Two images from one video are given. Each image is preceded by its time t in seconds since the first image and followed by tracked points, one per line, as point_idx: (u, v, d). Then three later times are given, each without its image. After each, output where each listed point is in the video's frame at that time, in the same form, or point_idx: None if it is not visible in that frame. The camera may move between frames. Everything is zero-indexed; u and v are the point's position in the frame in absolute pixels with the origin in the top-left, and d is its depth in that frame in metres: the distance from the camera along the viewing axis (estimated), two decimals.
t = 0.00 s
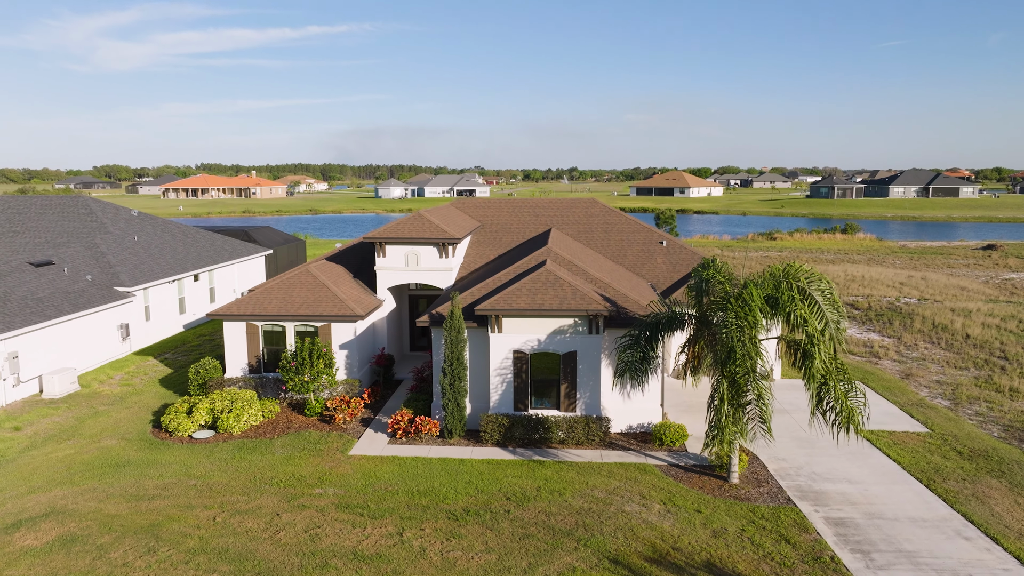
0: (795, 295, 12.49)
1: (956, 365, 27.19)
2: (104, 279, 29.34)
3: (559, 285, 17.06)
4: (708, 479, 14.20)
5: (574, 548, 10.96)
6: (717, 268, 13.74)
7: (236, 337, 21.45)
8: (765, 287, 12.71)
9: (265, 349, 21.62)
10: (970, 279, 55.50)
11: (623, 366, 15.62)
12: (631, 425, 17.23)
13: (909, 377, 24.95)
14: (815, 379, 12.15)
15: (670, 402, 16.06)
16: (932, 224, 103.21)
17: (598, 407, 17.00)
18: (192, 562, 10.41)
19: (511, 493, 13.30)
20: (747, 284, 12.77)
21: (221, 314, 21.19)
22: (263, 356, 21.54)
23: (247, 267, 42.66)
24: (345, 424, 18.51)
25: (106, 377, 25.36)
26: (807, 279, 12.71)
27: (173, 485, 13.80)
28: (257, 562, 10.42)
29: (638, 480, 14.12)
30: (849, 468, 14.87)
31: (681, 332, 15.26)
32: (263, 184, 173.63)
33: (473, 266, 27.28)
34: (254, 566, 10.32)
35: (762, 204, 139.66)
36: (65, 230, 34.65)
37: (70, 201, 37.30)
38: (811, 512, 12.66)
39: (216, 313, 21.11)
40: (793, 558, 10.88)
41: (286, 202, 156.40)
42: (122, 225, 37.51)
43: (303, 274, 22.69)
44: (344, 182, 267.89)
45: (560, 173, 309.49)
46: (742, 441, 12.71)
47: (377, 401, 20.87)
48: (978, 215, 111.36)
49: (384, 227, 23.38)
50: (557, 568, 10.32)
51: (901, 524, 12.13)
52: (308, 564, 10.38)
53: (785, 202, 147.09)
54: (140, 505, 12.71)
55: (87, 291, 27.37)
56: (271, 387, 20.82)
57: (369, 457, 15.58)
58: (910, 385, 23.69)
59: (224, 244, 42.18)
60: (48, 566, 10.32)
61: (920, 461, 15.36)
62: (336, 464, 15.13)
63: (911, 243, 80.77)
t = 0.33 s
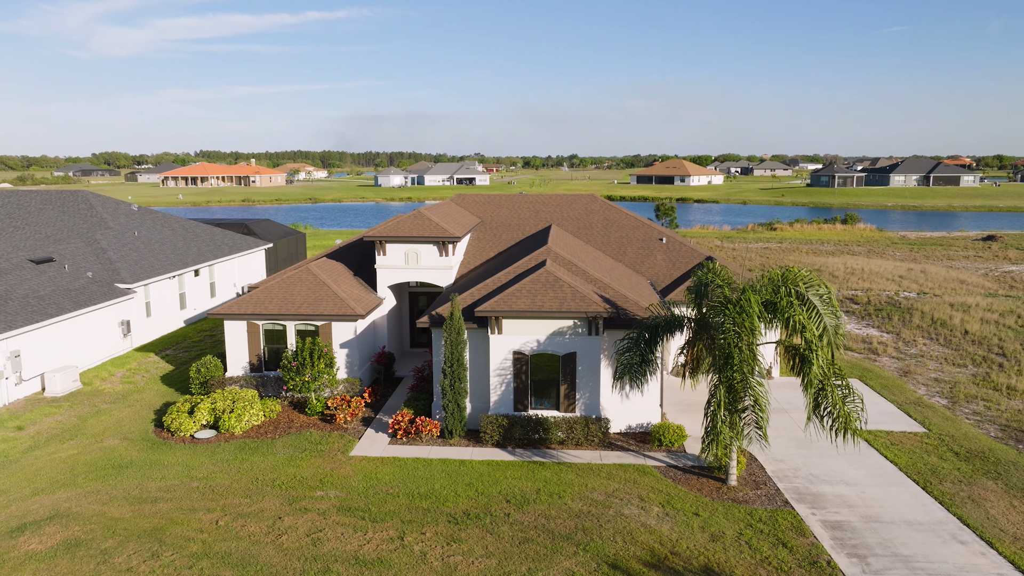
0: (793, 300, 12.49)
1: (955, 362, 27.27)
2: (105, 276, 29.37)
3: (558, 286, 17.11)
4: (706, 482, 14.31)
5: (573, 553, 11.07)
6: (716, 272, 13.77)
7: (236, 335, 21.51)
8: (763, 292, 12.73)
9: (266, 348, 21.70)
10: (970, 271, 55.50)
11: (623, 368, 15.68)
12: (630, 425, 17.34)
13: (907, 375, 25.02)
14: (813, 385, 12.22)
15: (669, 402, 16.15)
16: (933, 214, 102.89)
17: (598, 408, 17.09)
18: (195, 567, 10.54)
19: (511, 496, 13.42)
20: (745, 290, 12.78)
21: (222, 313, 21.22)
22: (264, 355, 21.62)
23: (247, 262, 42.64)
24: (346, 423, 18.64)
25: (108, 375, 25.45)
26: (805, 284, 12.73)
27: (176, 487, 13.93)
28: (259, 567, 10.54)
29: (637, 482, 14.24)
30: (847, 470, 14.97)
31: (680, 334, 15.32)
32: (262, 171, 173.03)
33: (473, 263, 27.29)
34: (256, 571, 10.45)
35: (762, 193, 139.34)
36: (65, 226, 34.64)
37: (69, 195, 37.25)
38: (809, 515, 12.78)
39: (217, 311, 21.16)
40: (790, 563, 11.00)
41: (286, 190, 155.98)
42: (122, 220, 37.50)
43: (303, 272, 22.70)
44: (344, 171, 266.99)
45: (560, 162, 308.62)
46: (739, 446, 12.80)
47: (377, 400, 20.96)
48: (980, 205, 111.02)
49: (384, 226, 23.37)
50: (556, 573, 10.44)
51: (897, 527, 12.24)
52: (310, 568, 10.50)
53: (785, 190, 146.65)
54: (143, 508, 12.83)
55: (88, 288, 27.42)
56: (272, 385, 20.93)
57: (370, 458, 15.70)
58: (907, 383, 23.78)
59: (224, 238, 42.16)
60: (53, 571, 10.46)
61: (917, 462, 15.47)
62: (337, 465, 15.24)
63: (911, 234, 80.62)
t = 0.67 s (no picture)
0: (791, 306, 12.56)
1: (952, 359, 27.36)
2: (105, 272, 29.41)
3: (558, 287, 17.20)
4: (704, 484, 14.42)
5: (572, 558, 11.19)
6: (715, 275, 13.82)
7: (237, 334, 21.59)
8: (761, 298, 12.81)
9: (267, 347, 21.79)
10: (970, 264, 55.52)
11: (622, 370, 15.77)
12: (629, 426, 17.46)
13: (905, 372, 25.10)
14: (810, 391, 12.30)
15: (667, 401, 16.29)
16: (934, 204, 102.64)
17: (596, 409, 17.20)
18: (198, 572, 10.67)
19: (510, 498, 13.56)
20: (744, 295, 12.86)
21: (223, 312, 21.28)
22: (264, 354, 21.72)
23: (247, 256, 42.63)
24: (347, 422, 18.74)
25: (110, 372, 25.55)
26: (803, 289, 12.81)
27: (178, 489, 14.05)
28: (261, 572, 10.68)
29: (636, 484, 14.38)
30: (843, 471, 15.08)
31: (679, 337, 15.37)
32: (262, 160, 172.49)
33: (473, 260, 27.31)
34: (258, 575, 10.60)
35: (763, 182, 138.81)
36: (65, 221, 34.63)
37: (69, 190, 37.20)
38: (805, 517, 12.90)
39: (218, 311, 21.21)
40: (786, 567, 11.12)
41: (285, 178, 155.55)
42: (122, 215, 37.48)
43: (304, 271, 22.72)
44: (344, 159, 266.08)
45: (560, 151, 307.54)
46: (734, 451, 12.92)
47: (377, 399, 21.03)
48: (980, 194, 110.81)
49: (384, 224, 23.40)
50: None
51: (893, 531, 12.37)
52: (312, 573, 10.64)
53: (786, 179, 146.22)
54: (147, 511, 12.95)
55: (89, 285, 27.46)
56: (273, 384, 21.07)
57: (371, 458, 15.82)
58: (905, 381, 23.88)
59: (224, 232, 42.11)
60: None
61: (914, 463, 15.59)
62: (338, 466, 15.37)
63: (911, 225, 80.54)
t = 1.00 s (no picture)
0: (790, 310, 12.66)
1: (950, 355, 27.46)
2: (106, 268, 29.45)
3: (558, 288, 17.27)
4: (701, 485, 14.56)
5: (571, 561, 11.35)
6: (714, 278, 13.88)
7: (239, 332, 21.69)
8: (759, 302, 12.91)
9: (269, 345, 21.90)
10: (969, 255, 55.49)
11: (621, 371, 15.88)
12: (628, 425, 17.60)
13: (903, 369, 25.20)
14: (806, 395, 12.41)
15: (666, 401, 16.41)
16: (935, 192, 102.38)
17: (595, 409, 17.32)
18: None
19: (510, 499, 13.71)
20: (741, 299, 12.97)
21: (223, 311, 21.34)
22: (266, 352, 21.85)
23: (247, 249, 42.62)
24: (348, 421, 18.87)
25: (112, 368, 25.66)
26: (801, 293, 12.91)
27: (182, 490, 14.20)
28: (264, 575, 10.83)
29: (634, 484, 14.53)
30: (840, 471, 15.22)
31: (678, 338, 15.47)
32: (261, 147, 171.75)
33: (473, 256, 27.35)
34: None
35: (763, 169, 138.36)
36: (65, 216, 34.60)
37: (69, 184, 37.14)
38: (802, 519, 13.05)
39: (219, 309, 21.26)
40: (782, 569, 11.29)
41: (284, 165, 154.95)
42: (122, 210, 37.44)
43: (304, 269, 22.75)
44: (343, 146, 265.03)
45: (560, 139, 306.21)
46: (731, 454, 13.06)
47: (378, 397, 21.14)
48: (981, 182, 110.40)
49: (384, 222, 23.41)
50: None
51: (889, 532, 12.52)
52: None
53: (787, 166, 145.59)
54: (151, 513, 13.09)
55: (90, 282, 27.50)
56: (274, 381, 21.23)
57: (373, 459, 15.94)
58: (903, 378, 23.98)
59: (224, 225, 42.06)
60: None
61: (910, 463, 15.74)
62: (339, 466, 15.50)
63: (911, 214, 80.31)
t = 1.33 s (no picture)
0: (786, 314, 12.74)
1: (947, 351, 27.59)
2: (107, 264, 29.47)
3: (558, 289, 17.34)
4: (699, 485, 14.70)
5: (570, 564, 11.51)
6: (713, 281, 13.92)
7: (240, 330, 21.79)
8: (756, 307, 12.97)
9: (270, 342, 22.01)
10: (968, 247, 55.47)
11: (620, 372, 15.97)
12: (627, 424, 17.74)
13: (901, 365, 25.31)
14: (803, 400, 12.51)
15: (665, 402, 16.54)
16: (936, 181, 102.05)
17: (595, 408, 17.46)
18: None
19: (510, 500, 13.85)
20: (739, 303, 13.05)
21: (225, 309, 21.41)
22: (267, 349, 21.98)
23: (247, 242, 42.61)
24: (349, 420, 19.01)
25: (114, 365, 25.78)
26: (800, 296, 12.98)
27: (185, 491, 14.33)
28: None
29: (633, 485, 14.68)
30: (837, 472, 15.35)
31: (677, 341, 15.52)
32: (260, 133, 170.93)
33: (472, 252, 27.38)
34: None
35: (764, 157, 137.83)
36: (65, 210, 34.59)
37: (70, 178, 37.14)
38: (798, 520, 13.21)
39: (221, 308, 21.35)
40: (779, 572, 11.46)
41: (284, 153, 154.30)
42: (122, 204, 37.41)
43: (305, 266, 22.79)
44: (343, 132, 263.44)
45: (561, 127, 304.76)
46: (727, 456, 13.20)
47: (379, 395, 21.25)
48: (982, 170, 109.97)
49: (384, 220, 23.43)
50: None
51: (884, 534, 12.70)
52: None
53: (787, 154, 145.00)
54: (155, 514, 13.23)
55: (91, 278, 27.55)
56: (276, 379, 21.39)
57: (374, 458, 16.08)
58: (900, 375, 24.09)
59: (224, 218, 42.04)
60: None
61: (906, 463, 15.89)
62: (341, 466, 15.64)
63: (911, 204, 80.12)
